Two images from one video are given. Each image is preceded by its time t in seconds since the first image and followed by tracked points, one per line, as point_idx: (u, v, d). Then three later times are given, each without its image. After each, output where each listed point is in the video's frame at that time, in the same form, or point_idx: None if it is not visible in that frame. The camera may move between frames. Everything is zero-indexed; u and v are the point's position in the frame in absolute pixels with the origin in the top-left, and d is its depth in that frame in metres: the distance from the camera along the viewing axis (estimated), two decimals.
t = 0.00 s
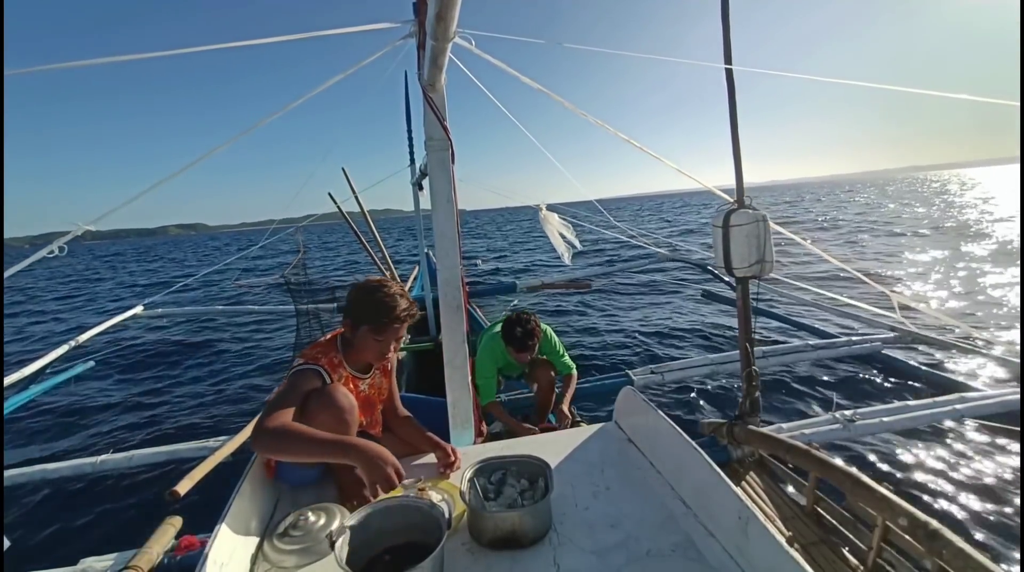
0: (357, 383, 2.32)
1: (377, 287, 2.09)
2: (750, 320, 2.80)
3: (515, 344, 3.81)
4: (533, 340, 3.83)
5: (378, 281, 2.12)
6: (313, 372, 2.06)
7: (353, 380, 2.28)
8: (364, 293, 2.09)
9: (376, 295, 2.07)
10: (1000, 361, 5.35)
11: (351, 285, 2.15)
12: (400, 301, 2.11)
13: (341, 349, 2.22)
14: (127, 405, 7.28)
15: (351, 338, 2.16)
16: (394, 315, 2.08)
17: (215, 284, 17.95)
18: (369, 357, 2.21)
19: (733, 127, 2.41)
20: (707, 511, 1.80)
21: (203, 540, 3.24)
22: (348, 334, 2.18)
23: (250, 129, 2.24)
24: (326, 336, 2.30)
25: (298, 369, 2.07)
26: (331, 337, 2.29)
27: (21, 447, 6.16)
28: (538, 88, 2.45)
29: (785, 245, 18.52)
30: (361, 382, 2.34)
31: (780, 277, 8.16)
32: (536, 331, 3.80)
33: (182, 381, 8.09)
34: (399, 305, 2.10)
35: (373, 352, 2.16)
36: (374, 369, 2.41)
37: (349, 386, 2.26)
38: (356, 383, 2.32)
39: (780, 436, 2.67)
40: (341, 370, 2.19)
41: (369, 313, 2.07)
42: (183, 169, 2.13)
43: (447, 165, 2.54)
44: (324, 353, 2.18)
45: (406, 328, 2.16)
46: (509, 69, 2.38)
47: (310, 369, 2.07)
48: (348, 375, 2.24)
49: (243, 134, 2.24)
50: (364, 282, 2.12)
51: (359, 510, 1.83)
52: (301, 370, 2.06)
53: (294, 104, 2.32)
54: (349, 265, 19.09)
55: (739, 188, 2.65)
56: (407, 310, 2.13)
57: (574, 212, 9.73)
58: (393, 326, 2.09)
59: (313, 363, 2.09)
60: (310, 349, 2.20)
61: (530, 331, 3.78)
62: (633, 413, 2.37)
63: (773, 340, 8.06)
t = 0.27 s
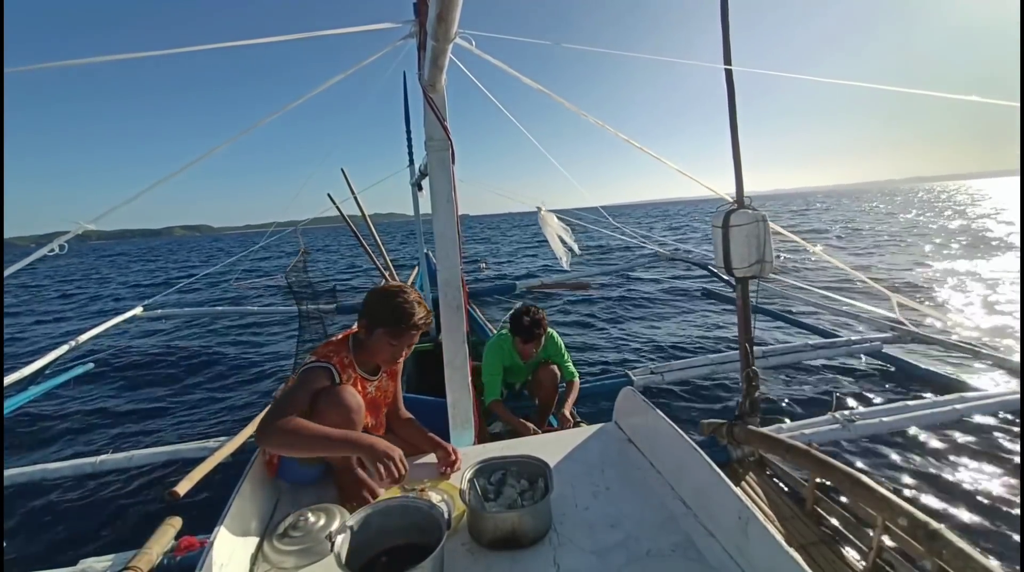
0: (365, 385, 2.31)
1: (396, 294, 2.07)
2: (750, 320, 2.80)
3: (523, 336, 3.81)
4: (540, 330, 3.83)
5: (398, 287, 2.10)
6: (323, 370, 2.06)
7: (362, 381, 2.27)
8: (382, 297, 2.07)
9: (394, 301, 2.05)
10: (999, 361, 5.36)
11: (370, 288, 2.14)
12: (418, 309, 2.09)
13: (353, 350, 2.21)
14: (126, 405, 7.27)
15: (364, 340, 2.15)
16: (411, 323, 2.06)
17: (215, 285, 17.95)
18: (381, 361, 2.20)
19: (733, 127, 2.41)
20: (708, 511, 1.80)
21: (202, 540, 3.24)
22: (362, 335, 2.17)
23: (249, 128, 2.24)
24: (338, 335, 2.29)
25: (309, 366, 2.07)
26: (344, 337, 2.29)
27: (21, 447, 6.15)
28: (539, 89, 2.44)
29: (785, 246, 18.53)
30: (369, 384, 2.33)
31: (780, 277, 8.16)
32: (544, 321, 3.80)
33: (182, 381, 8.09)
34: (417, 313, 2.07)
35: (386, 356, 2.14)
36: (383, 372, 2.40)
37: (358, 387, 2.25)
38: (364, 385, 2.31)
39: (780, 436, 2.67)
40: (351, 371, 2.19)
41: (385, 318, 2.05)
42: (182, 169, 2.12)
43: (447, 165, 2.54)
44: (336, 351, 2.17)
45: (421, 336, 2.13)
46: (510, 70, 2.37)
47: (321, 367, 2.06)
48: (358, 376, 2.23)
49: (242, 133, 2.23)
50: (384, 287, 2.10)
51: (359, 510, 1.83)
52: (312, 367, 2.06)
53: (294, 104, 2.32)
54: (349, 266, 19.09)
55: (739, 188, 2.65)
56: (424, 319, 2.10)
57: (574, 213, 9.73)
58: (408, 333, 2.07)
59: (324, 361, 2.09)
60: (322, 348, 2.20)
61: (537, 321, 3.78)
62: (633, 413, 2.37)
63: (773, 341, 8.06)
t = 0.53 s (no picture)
0: (366, 390, 2.31)
1: (401, 302, 2.05)
2: (750, 320, 2.80)
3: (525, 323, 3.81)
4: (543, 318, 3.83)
5: (402, 294, 2.08)
6: (324, 374, 2.05)
7: (363, 386, 2.27)
8: (387, 305, 2.05)
9: (399, 310, 2.03)
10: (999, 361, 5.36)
11: (375, 293, 2.12)
12: (422, 317, 2.08)
13: (355, 354, 2.20)
14: (127, 405, 7.27)
15: (367, 346, 2.15)
16: (415, 331, 2.05)
17: (215, 286, 17.95)
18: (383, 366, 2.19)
19: (733, 128, 2.41)
20: (708, 511, 1.80)
21: (202, 541, 3.24)
22: (364, 341, 2.16)
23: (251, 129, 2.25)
24: (341, 337, 2.28)
25: (312, 370, 2.06)
26: (345, 339, 2.27)
27: (20, 448, 6.15)
28: (539, 90, 2.43)
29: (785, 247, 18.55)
30: (370, 389, 2.32)
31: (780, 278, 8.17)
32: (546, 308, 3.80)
33: (182, 382, 8.09)
34: (421, 321, 2.07)
35: (388, 363, 2.15)
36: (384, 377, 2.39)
37: (359, 391, 2.25)
38: (366, 390, 2.30)
39: (780, 436, 2.67)
40: (353, 376, 2.19)
41: (389, 327, 2.04)
42: (181, 170, 2.11)
43: (447, 166, 2.54)
44: (338, 355, 2.17)
45: (424, 345, 2.13)
46: (510, 71, 2.36)
47: (322, 372, 2.05)
48: (359, 381, 2.23)
49: (242, 134, 2.23)
50: (388, 293, 2.08)
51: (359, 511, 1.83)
52: (313, 371, 2.05)
53: (295, 104, 2.32)
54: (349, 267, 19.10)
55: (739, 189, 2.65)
56: (428, 328, 2.10)
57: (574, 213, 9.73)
58: (411, 342, 2.07)
59: (326, 366, 2.09)
60: (324, 350, 2.19)
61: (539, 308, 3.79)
62: (634, 413, 2.37)
63: (772, 341, 8.07)
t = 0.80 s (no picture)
0: (366, 393, 2.30)
1: (401, 306, 2.05)
2: (750, 320, 2.80)
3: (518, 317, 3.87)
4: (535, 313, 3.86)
5: (401, 298, 2.07)
6: (326, 381, 2.04)
7: (363, 390, 2.26)
8: (385, 309, 2.05)
9: (399, 314, 2.03)
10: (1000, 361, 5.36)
11: (373, 297, 2.11)
12: (422, 321, 2.07)
13: (354, 359, 2.19)
14: (127, 405, 7.28)
15: (366, 350, 2.13)
16: (415, 336, 2.05)
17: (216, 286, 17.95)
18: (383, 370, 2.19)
19: (733, 128, 2.41)
20: (707, 511, 1.80)
21: (202, 541, 3.23)
22: (363, 345, 2.15)
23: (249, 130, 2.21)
24: (339, 342, 2.26)
25: (312, 376, 2.03)
26: (344, 343, 2.26)
27: (21, 447, 6.15)
28: (540, 90, 2.43)
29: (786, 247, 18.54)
30: (370, 392, 2.32)
31: (780, 278, 8.16)
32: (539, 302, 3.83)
33: (183, 381, 8.10)
34: (421, 325, 2.06)
35: (388, 368, 2.14)
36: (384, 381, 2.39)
37: (359, 395, 2.25)
38: (366, 394, 2.30)
39: (780, 436, 2.67)
40: (353, 380, 2.18)
41: (388, 330, 2.04)
42: (179, 171, 2.08)
43: (447, 165, 2.54)
44: (337, 360, 2.15)
45: (424, 348, 2.13)
46: (510, 70, 2.35)
47: (323, 378, 2.04)
48: (359, 385, 2.22)
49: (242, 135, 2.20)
50: (387, 297, 2.08)
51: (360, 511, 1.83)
52: (314, 377, 2.04)
53: (295, 105, 2.32)
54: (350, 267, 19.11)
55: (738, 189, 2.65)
56: (428, 332, 2.10)
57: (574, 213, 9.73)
58: (411, 347, 2.07)
59: (327, 372, 2.07)
60: (323, 355, 2.17)
61: (533, 302, 3.83)
62: (633, 413, 2.37)
63: (773, 341, 8.07)
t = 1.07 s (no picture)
0: (362, 393, 2.29)
1: (390, 303, 2.04)
2: (750, 319, 2.80)
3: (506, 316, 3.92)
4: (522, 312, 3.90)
5: (390, 295, 2.07)
6: (322, 383, 2.02)
7: (359, 390, 2.26)
8: (376, 309, 2.03)
9: (389, 312, 2.03)
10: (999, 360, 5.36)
11: (362, 296, 2.10)
12: (413, 318, 2.07)
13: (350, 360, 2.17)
14: (127, 404, 7.28)
15: (360, 350, 2.12)
16: (406, 333, 2.05)
17: (215, 285, 17.94)
18: (377, 370, 2.18)
19: (733, 127, 2.41)
20: (708, 511, 1.80)
21: (202, 540, 3.24)
22: (356, 345, 2.13)
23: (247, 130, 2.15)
24: (332, 342, 2.24)
25: (308, 380, 2.01)
26: (337, 343, 2.24)
27: (21, 447, 6.15)
28: (540, 89, 2.42)
29: (785, 245, 18.54)
30: (367, 392, 2.31)
31: (780, 276, 8.16)
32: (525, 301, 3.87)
33: (183, 381, 8.10)
34: (412, 322, 2.06)
35: (383, 367, 2.14)
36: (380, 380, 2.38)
37: (356, 396, 2.24)
38: (362, 393, 2.29)
39: (780, 435, 2.67)
40: (349, 381, 2.17)
41: (380, 330, 2.03)
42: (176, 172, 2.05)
43: (447, 165, 2.53)
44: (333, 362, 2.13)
45: (416, 346, 2.13)
46: (510, 69, 2.34)
47: (319, 380, 2.02)
48: (355, 385, 2.21)
49: (240, 134, 2.15)
50: (376, 296, 2.07)
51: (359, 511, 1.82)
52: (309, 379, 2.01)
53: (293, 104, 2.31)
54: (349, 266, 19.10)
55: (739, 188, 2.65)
56: (419, 328, 2.10)
57: (574, 212, 9.71)
58: (403, 344, 2.07)
59: (323, 374, 2.04)
60: (318, 357, 2.15)
61: (520, 298, 3.87)
62: (633, 413, 2.37)
63: (773, 340, 8.07)
